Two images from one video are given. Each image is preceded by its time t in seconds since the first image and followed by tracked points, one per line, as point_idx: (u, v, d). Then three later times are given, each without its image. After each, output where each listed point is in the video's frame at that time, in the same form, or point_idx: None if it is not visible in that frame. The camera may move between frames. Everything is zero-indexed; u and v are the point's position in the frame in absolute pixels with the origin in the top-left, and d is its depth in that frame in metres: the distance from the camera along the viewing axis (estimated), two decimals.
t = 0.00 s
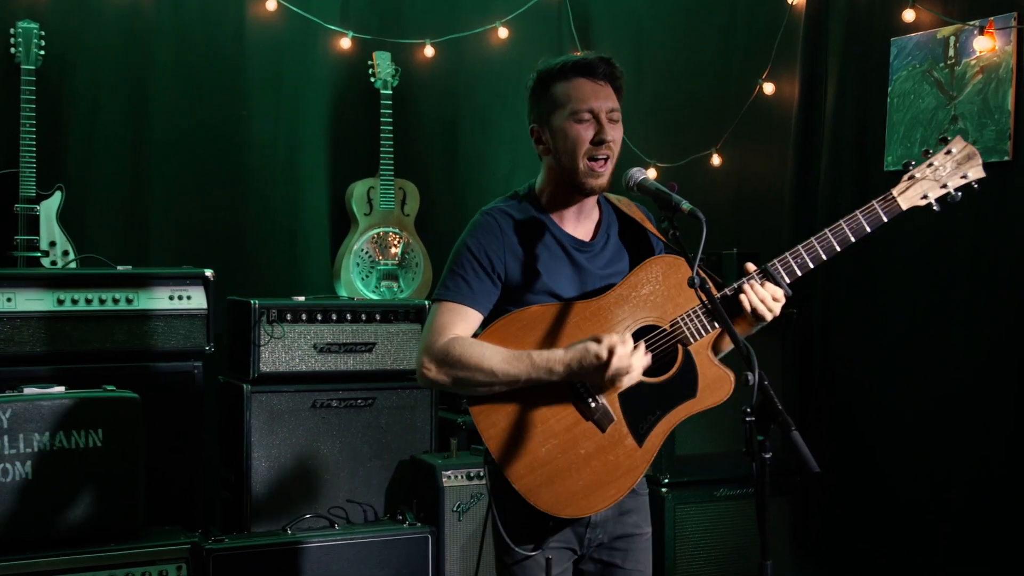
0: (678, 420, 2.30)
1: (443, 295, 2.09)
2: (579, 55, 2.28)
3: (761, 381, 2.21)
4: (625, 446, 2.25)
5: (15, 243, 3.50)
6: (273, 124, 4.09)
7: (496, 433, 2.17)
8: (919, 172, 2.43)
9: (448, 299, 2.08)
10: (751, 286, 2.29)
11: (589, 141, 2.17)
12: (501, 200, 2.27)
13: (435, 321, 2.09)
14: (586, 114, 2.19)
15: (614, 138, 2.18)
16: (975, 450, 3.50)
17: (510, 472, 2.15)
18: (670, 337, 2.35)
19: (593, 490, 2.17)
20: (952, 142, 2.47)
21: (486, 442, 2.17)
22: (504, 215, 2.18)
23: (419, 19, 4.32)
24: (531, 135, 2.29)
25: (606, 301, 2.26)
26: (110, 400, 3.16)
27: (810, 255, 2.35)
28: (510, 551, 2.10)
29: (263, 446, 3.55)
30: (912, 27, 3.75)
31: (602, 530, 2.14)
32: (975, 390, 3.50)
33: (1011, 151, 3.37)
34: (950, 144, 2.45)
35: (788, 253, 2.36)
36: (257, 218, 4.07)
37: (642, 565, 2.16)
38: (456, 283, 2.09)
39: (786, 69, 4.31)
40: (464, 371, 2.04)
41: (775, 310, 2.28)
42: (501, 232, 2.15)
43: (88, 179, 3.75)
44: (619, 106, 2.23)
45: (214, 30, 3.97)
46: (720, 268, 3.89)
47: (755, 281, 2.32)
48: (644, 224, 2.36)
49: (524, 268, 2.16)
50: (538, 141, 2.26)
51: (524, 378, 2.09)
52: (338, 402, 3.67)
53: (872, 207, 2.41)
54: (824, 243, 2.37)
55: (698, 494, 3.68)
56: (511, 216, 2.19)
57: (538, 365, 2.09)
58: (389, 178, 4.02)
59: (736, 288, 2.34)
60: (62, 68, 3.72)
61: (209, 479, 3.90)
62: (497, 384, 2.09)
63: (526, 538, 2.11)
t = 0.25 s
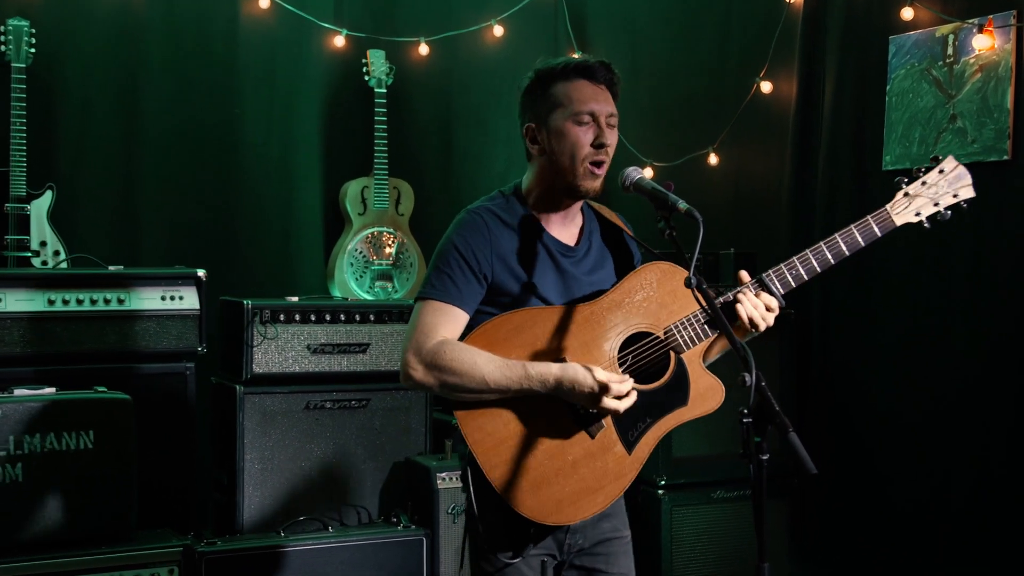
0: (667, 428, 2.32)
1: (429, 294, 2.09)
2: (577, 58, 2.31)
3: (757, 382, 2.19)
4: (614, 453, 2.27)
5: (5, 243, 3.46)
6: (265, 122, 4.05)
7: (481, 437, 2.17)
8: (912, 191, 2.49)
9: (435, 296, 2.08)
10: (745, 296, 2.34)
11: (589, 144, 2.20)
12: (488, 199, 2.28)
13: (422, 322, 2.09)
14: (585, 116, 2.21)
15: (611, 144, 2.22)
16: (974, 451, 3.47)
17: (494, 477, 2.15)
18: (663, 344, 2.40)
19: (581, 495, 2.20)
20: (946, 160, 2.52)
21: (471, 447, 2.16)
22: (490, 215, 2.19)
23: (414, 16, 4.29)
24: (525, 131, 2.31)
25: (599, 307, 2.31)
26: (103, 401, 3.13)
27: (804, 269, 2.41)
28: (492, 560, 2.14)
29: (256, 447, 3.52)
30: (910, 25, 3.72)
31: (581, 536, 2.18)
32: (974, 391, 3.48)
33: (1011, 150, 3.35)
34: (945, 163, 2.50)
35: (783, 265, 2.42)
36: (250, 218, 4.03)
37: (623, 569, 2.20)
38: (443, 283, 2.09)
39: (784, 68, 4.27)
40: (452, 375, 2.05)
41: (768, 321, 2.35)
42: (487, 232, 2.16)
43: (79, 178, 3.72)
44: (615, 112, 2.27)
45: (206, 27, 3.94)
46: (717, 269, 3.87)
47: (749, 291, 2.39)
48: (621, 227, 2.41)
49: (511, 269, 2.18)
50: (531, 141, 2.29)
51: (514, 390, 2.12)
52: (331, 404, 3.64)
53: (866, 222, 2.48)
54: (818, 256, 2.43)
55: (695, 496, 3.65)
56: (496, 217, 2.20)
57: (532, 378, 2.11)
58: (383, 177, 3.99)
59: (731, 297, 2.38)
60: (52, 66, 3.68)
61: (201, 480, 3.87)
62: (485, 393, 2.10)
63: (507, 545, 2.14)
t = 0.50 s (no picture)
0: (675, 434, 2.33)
1: (435, 298, 2.06)
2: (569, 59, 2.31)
3: (755, 383, 2.19)
4: (623, 458, 2.27)
5: None
6: (258, 122, 4.02)
7: (489, 442, 2.13)
8: (904, 210, 2.55)
9: (445, 300, 2.05)
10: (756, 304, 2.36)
11: (588, 147, 2.21)
12: (481, 201, 2.26)
13: (430, 325, 2.05)
14: (583, 118, 2.22)
15: (609, 146, 2.22)
16: (972, 454, 3.45)
17: (502, 483, 2.13)
18: (672, 351, 2.43)
19: (587, 501, 2.20)
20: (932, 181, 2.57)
21: (479, 451, 2.13)
22: (490, 217, 2.18)
23: (409, 15, 4.26)
24: (516, 133, 2.30)
25: (608, 313, 2.33)
26: (93, 402, 3.10)
27: (807, 280, 2.43)
28: (490, 564, 2.13)
29: (249, 449, 3.49)
30: (908, 24, 3.70)
31: (574, 541, 2.20)
32: (972, 392, 3.46)
33: (1009, 149, 3.34)
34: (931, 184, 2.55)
35: (785, 276, 2.44)
36: (244, 218, 4.00)
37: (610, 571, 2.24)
38: (449, 285, 2.06)
39: (782, 67, 4.30)
40: (469, 377, 2.03)
41: (775, 327, 2.36)
42: (490, 235, 2.14)
43: (70, 178, 3.69)
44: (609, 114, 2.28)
45: (200, 25, 3.91)
46: (713, 269, 3.83)
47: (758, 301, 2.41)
48: (601, 223, 2.41)
49: (513, 273, 2.17)
50: (524, 142, 2.27)
51: (532, 392, 2.11)
52: (326, 405, 3.61)
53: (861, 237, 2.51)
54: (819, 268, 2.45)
55: (692, 498, 3.62)
56: (495, 219, 2.19)
57: (548, 378, 2.12)
58: (377, 177, 3.96)
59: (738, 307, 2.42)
60: (43, 65, 3.65)
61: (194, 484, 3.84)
62: (502, 397, 2.09)
63: (507, 548, 2.14)
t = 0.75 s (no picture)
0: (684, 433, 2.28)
1: (442, 295, 2.02)
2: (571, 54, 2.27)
3: (752, 386, 2.15)
4: (632, 458, 2.22)
5: None
6: (249, 119, 3.96)
7: (497, 444, 2.09)
8: (910, 203, 2.53)
9: (452, 300, 2.01)
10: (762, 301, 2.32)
11: (586, 144, 2.17)
12: (483, 199, 2.23)
13: (438, 327, 2.02)
14: (581, 115, 2.18)
15: (608, 143, 2.18)
16: (973, 458, 3.40)
17: (511, 485, 2.08)
18: (678, 349, 2.38)
19: (598, 502, 2.15)
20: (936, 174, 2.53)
21: (486, 454, 2.08)
22: (495, 215, 2.14)
23: (402, 11, 4.21)
24: (517, 132, 2.28)
25: (614, 312, 2.29)
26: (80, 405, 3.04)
27: (814, 275, 2.40)
28: (495, 565, 2.07)
29: (239, 452, 3.43)
30: (908, 21, 3.65)
31: (582, 544, 2.14)
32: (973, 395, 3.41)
33: (1010, 149, 3.28)
34: (936, 178, 2.52)
35: (794, 272, 2.40)
36: (234, 218, 3.94)
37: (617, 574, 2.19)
38: (455, 283, 2.03)
39: (780, 66, 4.22)
40: (480, 379, 2.00)
41: (783, 325, 2.31)
42: (496, 234, 2.10)
43: (57, 177, 3.63)
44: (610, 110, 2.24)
45: (189, 22, 3.85)
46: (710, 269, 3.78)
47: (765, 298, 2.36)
48: (605, 221, 2.36)
49: (519, 271, 2.13)
50: (525, 140, 2.25)
51: (543, 395, 2.09)
52: (317, 408, 3.55)
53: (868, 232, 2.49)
54: (827, 263, 2.43)
55: (689, 502, 3.56)
56: (500, 217, 2.15)
57: (561, 381, 2.10)
58: (369, 175, 3.90)
59: (745, 304, 2.36)
60: (30, 62, 3.60)
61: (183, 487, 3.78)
62: (514, 399, 2.07)
63: (515, 551, 2.09)
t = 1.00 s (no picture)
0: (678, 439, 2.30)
1: (430, 309, 2.07)
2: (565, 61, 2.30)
3: (744, 389, 2.15)
4: (625, 465, 2.25)
5: None
6: (240, 121, 3.94)
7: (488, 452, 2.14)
8: (919, 198, 2.50)
9: (438, 312, 2.06)
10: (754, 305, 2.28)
11: (578, 152, 2.19)
12: (482, 211, 2.28)
13: (424, 338, 2.06)
14: (573, 124, 2.21)
15: (600, 151, 2.20)
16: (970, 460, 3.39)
17: (503, 493, 2.13)
18: (673, 354, 2.38)
19: (591, 510, 2.18)
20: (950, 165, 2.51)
21: (477, 462, 2.13)
22: (488, 225, 2.19)
23: (394, 12, 4.18)
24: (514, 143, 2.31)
25: (608, 318, 2.29)
26: (68, 408, 3.01)
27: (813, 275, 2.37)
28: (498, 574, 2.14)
29: (229, 456, 3.40)
30: (902, 22, 3.63)
31: (589, 550, 2.18)
32: (969, 397, 3.39)
33: (1005, 150, 3.27)
34: (950, 169, 2.50)
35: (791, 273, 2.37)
36: (225, 220, 3.91)
37: None
38: (444, 296, 2.08)
39: (774, 67, 4.25)
40: (460, 391, 2.02)
41: (777, 330, 2.28)
42: (487, 244, 2.15)
43: (46, 178, 3.60)
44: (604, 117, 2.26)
45: (180, 21, 3.82)
46: (704, 270, 3.78)
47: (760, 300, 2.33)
48: (619, 232, 2.41)
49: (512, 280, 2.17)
50: (522, 151, 2.28)
51: (525, 403, 2.09)
52: (308, 411, 3.53)
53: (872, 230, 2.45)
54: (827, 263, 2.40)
55: (683, 505, 3.54)
56: (494, 227, 2.20)
57: (540, 389, 2.10)
58: (361, 178, 3.86)
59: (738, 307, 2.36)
60: (19, 62, 3.56)
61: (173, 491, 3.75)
62: (495, 407, 2.08)
63: (516, 559, 2.15)
